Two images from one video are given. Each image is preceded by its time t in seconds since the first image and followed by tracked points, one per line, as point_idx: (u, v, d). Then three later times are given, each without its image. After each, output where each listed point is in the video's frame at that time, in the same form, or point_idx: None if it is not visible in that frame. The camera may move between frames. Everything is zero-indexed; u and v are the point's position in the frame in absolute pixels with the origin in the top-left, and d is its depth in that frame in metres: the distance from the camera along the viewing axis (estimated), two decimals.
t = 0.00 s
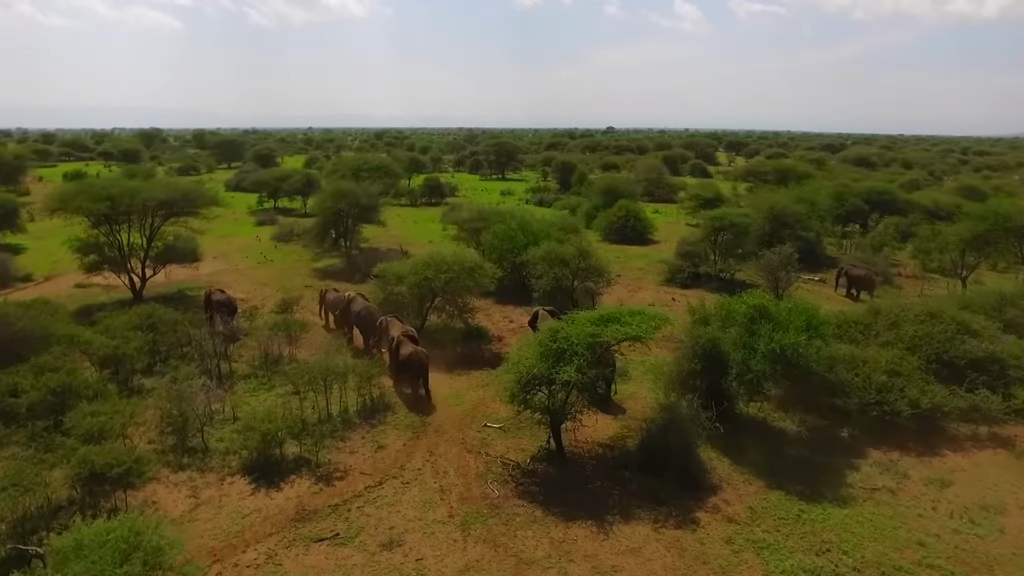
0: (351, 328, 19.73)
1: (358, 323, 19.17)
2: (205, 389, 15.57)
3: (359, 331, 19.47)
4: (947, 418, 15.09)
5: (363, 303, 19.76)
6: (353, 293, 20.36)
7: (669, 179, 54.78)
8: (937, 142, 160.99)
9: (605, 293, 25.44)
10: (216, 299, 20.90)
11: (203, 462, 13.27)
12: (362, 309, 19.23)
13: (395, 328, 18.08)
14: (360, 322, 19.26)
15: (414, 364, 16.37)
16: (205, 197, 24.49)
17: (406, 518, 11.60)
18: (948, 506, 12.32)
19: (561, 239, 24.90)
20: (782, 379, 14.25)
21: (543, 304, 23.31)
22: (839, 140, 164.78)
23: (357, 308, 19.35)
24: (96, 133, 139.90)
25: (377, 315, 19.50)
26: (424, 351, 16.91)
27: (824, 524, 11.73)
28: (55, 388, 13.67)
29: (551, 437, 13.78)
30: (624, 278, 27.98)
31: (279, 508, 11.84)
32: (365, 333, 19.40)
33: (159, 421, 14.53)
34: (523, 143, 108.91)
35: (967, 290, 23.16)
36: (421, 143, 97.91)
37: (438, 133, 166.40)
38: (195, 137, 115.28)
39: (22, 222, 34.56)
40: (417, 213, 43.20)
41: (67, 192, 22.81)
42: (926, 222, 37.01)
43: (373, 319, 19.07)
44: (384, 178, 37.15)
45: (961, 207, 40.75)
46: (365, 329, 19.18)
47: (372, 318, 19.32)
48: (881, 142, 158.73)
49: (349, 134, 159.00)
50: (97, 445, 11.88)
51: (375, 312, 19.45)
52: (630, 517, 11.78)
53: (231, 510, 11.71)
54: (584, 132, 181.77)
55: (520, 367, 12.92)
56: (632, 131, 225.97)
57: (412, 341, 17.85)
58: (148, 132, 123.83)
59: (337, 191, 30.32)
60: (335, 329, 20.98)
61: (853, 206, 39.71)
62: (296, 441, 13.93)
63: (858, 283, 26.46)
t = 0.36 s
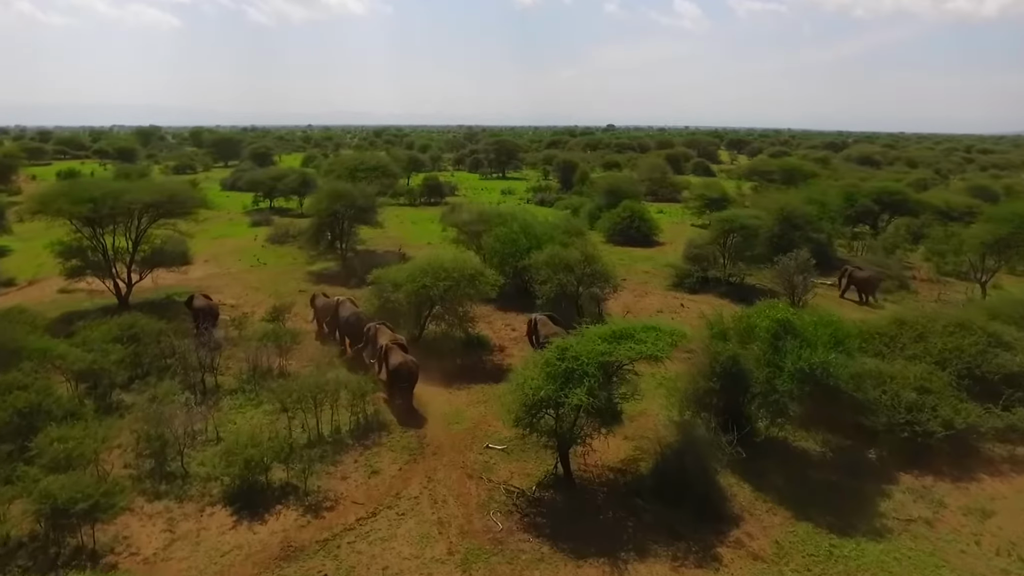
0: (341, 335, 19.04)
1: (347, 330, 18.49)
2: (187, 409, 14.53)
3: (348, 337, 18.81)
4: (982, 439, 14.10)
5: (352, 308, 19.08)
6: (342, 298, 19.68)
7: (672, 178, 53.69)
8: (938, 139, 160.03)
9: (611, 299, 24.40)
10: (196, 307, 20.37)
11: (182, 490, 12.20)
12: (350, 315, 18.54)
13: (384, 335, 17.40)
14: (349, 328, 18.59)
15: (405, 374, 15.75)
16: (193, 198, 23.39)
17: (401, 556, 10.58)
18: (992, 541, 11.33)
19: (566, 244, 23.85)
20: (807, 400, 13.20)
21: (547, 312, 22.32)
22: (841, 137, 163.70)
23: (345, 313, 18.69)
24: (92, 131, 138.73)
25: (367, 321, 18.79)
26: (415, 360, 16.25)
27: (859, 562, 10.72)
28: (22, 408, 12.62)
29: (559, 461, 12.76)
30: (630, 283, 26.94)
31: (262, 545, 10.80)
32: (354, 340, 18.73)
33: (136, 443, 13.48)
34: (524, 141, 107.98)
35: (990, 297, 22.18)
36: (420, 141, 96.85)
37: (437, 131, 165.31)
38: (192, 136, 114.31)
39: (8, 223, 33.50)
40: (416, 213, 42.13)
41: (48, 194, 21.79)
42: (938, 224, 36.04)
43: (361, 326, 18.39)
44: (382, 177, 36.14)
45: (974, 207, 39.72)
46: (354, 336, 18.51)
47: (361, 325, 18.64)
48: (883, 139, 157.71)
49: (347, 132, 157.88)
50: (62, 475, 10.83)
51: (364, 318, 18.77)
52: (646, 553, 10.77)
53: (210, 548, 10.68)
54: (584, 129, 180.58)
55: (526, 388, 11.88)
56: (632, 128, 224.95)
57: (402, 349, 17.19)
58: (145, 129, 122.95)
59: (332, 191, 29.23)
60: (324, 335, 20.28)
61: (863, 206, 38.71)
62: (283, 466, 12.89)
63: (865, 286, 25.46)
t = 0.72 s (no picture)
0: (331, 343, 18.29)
1: (335, 338, 17.76)
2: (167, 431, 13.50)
3: (337, 345, 18.09)
4: None
5: (340, 315, 18.32)
6: (332, 303, 18.95)
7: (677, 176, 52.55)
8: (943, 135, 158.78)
9: (619, 305, 23.35)
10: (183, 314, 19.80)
11: (157, 523, 11.11)
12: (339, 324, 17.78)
13: (371, 344, 16.63)
14: (337, 336, 17.86)
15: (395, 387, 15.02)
16: (180, 200, 22.30)
17: None
18: None
19: (571, 247, 22.78)
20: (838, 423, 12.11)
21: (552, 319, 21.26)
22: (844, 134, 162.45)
23: (333, 320, 17.96)
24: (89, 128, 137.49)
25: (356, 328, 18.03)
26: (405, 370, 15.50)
27: None
28: None
29: (569, 490, 11.72)
30: (637, 287, 25.90)
31: None
32: (343, 348, 17.99)
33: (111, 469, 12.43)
34: (524, 138, 106.85)
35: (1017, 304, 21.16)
36: (419, 138, 95.78)
37: (436, 128, 164.09)
38: (189, 133, 113.25)
39: None
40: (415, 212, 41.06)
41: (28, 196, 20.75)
42: (952, 225, 35.03)
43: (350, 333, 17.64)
44: (379, 177, 35.10)
45: (987, 207, 38.74)
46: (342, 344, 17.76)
47: (350, 332, 17.90)
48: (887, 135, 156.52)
49: (346, 129, 156.65)
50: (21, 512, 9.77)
51: (354, 325, 18.02)
52: None
53: None
54: (584, 125, 179.33)
55: (533, 415, 10.83)
56: (633, 124, 223.61)
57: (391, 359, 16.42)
58: (142, 126, 121.82)
59: (327, 191, 28.13)
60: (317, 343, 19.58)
61: (874, 206, 37.69)
62: (269, 496, 11.85)
63: (867, 287, 24.61)
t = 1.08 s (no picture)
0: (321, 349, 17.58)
1: (324, 343, 17.08)
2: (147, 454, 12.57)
3: (327, 351, 17.39)
4: None
5: (331, 320, 17.65)
6: (323, 308, 18.27)
7: (681, 175, 51.59)
8: (946, 132, 157.67)
9: (626, 312, 22.40)
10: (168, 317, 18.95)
11: (131, 558, 10.15)
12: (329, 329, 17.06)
13: (360, 350, 15.95)
14: (327, 342, 17.17)
15: (386, 397, 14.36)
16: (167, 202, 21.32)
17: None
18: None
19: (577, 251, 21.80)
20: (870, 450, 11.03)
21: (557, 327, 20.32)
22: (847, 131, 161.38)
23: (323, 325, 17.29)
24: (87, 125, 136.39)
25: (347, 333, 17.34)
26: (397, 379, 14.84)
27: None
28: None
29: (579, 520, 10.78)
30: (645, 292, 24.96)
31: None
32: (333, 354, 17.28)
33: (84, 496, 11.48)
34: (524, 135, 105.79)
35: None
36: (419, 135, 94.77)
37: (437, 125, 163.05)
38: (186, 130, 112.13)
39: None
40: (414, 212, 40.10)
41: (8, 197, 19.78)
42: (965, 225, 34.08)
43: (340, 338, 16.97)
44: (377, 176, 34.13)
45: (1001, 207, 37.80)
46: (331, 350, 17.08)
47: (341, 338, 17.21)
48: (890, 132, 155.48)
49: (345, 126, 155.71)
50: None
51: (344, 330, 17.35)
52: None
53: None
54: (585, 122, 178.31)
55: (540, 442, 9.88)
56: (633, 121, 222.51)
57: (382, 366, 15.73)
58: (140, 123, 120.73)
59: (322, 192, 27.15)
60: (306, 350, 18.86)
61: (885, 206, 36.75)
62: (254, 528, 10.90)
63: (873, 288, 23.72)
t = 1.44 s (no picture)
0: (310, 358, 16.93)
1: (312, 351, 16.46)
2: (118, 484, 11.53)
3: (316, 360, 16.76)
4: None
5: (319, 327, 17.01)
6: (311, 314, 17.61)
7: (686, 173, 50.46)
8: (950, 130, 156.43)
9: (635, 321, 21.29)
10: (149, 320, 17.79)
11: None
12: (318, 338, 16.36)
13: (346, 360, 15.26)
14: (315, 350, 16.55)
15: (374, 410, 13.48)
16: (151, 203, 20.23)
17: None
18: None
19: (583, 256, 20.72)
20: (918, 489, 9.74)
21: (563, 336, 19.25)
22: (849, 128, 160.11)
23: (311, 333, 16.65)
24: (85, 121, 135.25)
25: (337, 341, 16.70)
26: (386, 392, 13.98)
27: None
28: None
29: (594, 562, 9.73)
30: (653, 298, 23.89)
31: None
32: (322, 363, 16.66)
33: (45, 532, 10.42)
34: (525, 132, 104.67)
35: None
36: (418, 132, 93.69)
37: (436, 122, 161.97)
38: (184, 127, 111.09)
39: None
40: (412, 212, 39.00)
41: None
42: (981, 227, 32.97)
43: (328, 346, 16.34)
44: (374, 175, 33.06)
45: (1016, 208, 36.80)
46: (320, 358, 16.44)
47: (329, 346, 16.56)
48: (893, 130, 154.29)
49: (345, 123, 154.65)
50: None
51: (333, 337, 16.72)
52: None
53: None
54: (586, 119, 177.22)
55: (550, 481, 8.79)
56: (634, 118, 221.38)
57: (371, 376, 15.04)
58: (138, 120, 119.86)
59: (317, 192, 26.04)
60: (296, 357, 18.20)
61: (898, 205, 35.64)
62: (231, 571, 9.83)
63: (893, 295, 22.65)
